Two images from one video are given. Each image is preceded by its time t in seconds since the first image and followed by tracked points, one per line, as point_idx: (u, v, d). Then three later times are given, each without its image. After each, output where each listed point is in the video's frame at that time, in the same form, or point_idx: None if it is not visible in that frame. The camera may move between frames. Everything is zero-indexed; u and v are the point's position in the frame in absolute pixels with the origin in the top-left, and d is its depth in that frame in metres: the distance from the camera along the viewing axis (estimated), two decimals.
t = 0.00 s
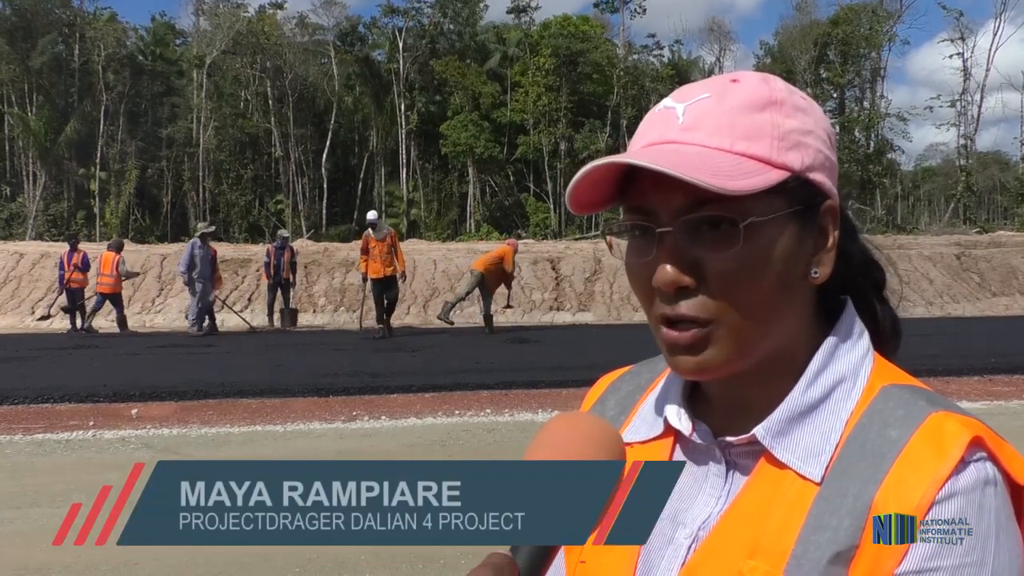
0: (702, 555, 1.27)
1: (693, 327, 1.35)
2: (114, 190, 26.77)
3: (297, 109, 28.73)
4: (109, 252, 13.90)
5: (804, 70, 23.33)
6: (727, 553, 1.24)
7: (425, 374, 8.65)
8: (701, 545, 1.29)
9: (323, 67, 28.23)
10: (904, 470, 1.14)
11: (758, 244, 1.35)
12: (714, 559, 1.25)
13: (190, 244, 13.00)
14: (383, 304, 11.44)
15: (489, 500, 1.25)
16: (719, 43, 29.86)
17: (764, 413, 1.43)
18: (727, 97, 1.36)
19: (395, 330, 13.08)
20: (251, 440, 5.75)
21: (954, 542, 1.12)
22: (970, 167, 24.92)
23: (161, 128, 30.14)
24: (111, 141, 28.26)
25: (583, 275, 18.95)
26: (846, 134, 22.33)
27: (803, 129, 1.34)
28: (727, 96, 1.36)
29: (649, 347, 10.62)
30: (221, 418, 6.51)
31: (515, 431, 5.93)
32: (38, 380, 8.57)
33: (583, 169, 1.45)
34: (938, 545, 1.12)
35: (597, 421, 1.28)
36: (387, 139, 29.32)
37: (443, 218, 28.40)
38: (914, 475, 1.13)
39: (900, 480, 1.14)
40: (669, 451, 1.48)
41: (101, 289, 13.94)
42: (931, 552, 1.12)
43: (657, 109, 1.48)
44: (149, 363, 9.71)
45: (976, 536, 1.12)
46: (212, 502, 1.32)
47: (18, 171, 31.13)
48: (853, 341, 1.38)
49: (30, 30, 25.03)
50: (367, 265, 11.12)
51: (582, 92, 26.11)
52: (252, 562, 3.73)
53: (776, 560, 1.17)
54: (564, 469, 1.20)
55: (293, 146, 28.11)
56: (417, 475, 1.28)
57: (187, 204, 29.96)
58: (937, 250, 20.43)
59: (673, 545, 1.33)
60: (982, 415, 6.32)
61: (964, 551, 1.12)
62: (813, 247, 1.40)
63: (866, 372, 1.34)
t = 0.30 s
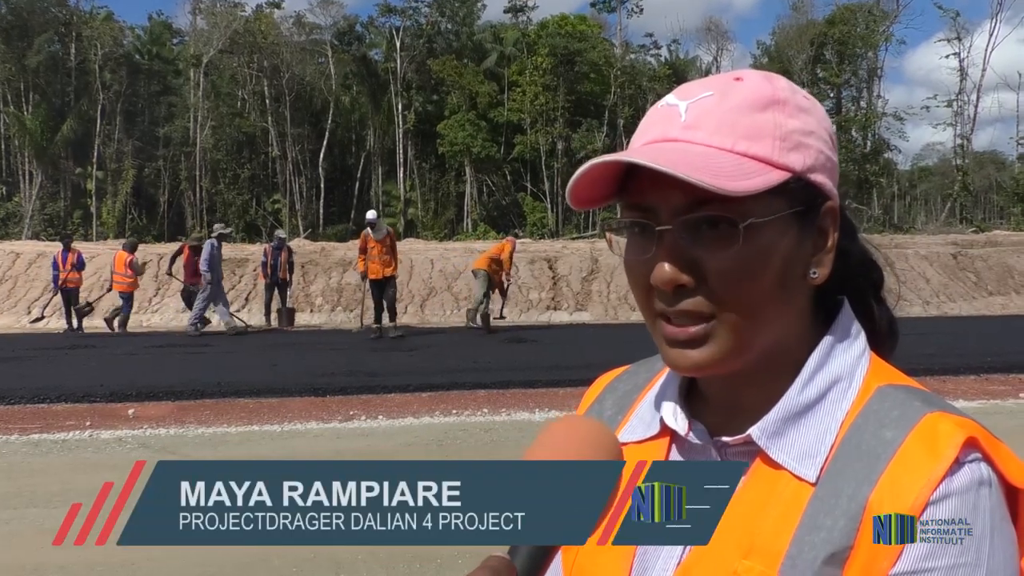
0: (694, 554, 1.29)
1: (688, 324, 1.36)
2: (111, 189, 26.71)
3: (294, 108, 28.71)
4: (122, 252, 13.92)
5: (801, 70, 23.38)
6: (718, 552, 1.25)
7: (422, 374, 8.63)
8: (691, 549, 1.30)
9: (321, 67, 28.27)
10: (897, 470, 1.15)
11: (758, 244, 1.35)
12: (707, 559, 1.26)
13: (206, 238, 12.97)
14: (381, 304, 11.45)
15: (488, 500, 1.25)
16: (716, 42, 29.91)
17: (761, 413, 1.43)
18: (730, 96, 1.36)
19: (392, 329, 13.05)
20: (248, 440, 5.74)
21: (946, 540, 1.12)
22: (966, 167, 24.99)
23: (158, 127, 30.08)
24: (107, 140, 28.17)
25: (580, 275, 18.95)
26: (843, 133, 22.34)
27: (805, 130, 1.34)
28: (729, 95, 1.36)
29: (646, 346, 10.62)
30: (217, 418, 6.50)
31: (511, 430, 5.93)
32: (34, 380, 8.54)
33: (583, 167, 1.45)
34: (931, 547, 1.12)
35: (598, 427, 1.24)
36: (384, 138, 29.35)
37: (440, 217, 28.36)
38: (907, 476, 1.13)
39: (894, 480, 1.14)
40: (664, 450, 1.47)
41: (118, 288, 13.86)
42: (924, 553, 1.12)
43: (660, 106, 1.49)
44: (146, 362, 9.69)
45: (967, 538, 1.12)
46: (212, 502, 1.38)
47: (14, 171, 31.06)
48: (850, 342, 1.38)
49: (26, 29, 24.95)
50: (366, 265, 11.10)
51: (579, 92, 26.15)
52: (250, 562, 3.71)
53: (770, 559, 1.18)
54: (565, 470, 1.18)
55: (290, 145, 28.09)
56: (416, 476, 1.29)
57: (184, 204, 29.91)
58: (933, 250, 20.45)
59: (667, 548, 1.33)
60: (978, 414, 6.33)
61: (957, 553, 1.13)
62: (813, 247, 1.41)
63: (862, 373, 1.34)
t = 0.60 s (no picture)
0: (681, 553, 1.27)
1: (672, 318, 1.37)
2: (95, 189, 26.53)
3: (280, 108, 28.65)
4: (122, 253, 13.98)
5: (786, 71, 23.54)
6: (702, 551, 1.25)
7: (408, 373, 8.63)
8: (676, 550, 1.29)
9: (306, 66, 28.19)
10: (880, 465, 1.13)
11: (745, 240, 1.37)
12: (695, 560, 1.24)
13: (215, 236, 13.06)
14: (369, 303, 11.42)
15: (488, 500, 1.25)
16: (703, 42, 30.06)
17: (746, 407, 1.44)
18: (725, 95, 1.38)
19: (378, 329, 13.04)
20: (233, 440, 5.73)
21: (936, 537, 1.11)
22: (950, 167, 25.22)
23: (143, 126, 29.93)
24: (92, 139, 27.99)
25: (566, 274, 19.00)
26: (828, 133, 22.46)
27: (797, 131, 1.36)
28: (724, 93, 1.38)
29: (632, 346, 10.66)
30: (202, 418, 6.48)
31: (497, 430, 5.95)
32: (17, 381, 8.49)
33: (576, 157, 1.46)
34: (912, 542, 1.11)
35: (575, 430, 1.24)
36: (370, 137, 29.33)
37: (426, 217, 28.41)
38: (889, 471, 1.12)
39: (876, 475, 1.12)
40: (647, 447, 1.44)
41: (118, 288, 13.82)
42: (903, 551, 1.11)
43: (654, 102, 1.50)
44: (131, 362, 9.65)
45: (950, 535, 1.11)
46: (212, 502, 1.37)
47: None
48: (833, 342, 1.36)
49: (9, 27, 24.79)
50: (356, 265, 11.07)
51: (566, 91, 26.09)
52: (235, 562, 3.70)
53: (755, 556, 1.17)
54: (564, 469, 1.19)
55: (275, 145, 28.04)
56: (416, 475, 1.30)
57: (169, 203, 29.77)
58: (917, 249, 20.60)
59: (649, 548, 1.32)
60: (961, 412, 6.40)
61: (935, 552, 1.12)
62: (798, 249, 1.43)
63: (842, 370, 1.33)
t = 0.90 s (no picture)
0: (661, 553, 1.24)
1: (643, 319, 1.32)
2: (70, 188, 26.18)
3: (257, 107, 28.55)
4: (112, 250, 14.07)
5: (761, 71, 23.81)
6: (686, 550, 1.21)
7: (386, 373, 8.62)
8: (655, 549, 1.26)
9: (284, 64, 28.11)
10: (866, 460, 1.13)
11: (721, 244, 1.32)
12: (678, 559, 1.21)
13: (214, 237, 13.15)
14: (351, 303, 11.30)
15: (486, 499, 1.24)
16: (680, 42, 30.28)
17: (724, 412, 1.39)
18: (717, 98, 1.35)
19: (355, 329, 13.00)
20: (210, 441, 5.70)
21: (933, 536, 1.11)
22: (925, 167, 25.59)
23: (118, 125, 29.64)
24: (66, 138, 27.66)
25: (544, 274, 19.05)
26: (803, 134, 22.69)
27: (787, 140, 1.32)
28: (715, 98, 1.35)
29: (610, 345, 10.71)
30: (178, 419, 6.43)
31: (477, 430, 5.96)
32: None
33: (558, 147, 1.42)
34: (904, 540, 1.10)
35: (549, 427, 1.31)
36: (348, 136, 29.29)
37: (404, 216, 28.41)
38: (875, 466, 1.12)
39: (863, 468, 1.12)
40: (625, 443, 1.41)
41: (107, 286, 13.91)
42: (889, 546, 1.10)
43: (649, 103, 1.47)
44: (106, 363, 9.55)
45: (945, 530, 1.12)
46: (212, 502, 1.32)
47: None
48: (813, 348, 1.35)
49: None
50: (342, 261, 11.06)
51: (544, 91, 26.12)
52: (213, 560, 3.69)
53: (738, 553, 1.15)
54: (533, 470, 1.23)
55: (253, 144, 27.91)
56: (417, 475, 1.28)
57: (145, 202, 29.46)
58: (892, 249, 20.87)
59: (628, 547, 1.28)
60: (935, 410, 6.51)
61: (915, 551, 1.11)
62: (780, 258, 1.37)
63: (825, 368, 1.32)
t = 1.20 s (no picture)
0: (660, 552, 1.25)
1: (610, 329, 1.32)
2: (58, 188, 25.95)
3: (246, 107, 28.51)
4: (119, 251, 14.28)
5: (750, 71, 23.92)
6: (685, 548, 1.22)
7: (376, 374, 8.62)
8: (652, 549, 1.26)
9: (273, 64, 28.05)
10: (868, 466, 1.13)
11: (692, 247, 1.29)
12: (672, 558, 1.23)
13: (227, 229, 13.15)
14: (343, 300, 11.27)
15: (488, 499, 1.24)
16: (670, 42, 30.38)
17: (712, 413, 1.39)
18: (690, 98, 1.30)
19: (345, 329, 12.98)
20: (201, 441, 5.69)
21: (933, 536, 1.13)
22: (914, 167, 25.72)
23: (106, 125, 29.49)
24: (54, 138, 27.48)
25: (535, 274, 19.06)
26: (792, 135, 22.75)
27: (762, 139, 1.26)
28: (687, 98, 1.30)
29: (601, 345, 10.73)
30: (168, 419, 6.41)
31: (468, 429, 5.98)
32: None
33: (530, 158, 1.43)
34: (906, 536, 1.11)
35: (549, 425, 1.31)
36: (337, 136, 29.24)
37: (394, 216, 28.40)
38: (877, 472, 1.12)
39: (864, 473, 1.12)
40: (620, 443, 1.42)
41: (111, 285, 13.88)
42: (892, 546, 1.11)
43: (629, 107, 1.44)
44: (95, 363, 9.52)
45: (947, 530, 1.14)
46: (212, 502, 1.31)
47: None
48: (811, 348, 1.35)
49: None
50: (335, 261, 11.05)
51: (534, 91, 26.06)
52: (204, 561, 3.68)
53: (737, 557, 1.16)
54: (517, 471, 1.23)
55: (242, 143, 27.84)
56: (417, 476, 1.28)
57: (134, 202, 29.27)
58: (882, 249, 20.98)
59: (626, 548, 1.29)
60: (925, 410, 6.55)
61: (917, 547, 1.11)
62: (761, 257, 1.32)
63: (824, 370, 1.33)
